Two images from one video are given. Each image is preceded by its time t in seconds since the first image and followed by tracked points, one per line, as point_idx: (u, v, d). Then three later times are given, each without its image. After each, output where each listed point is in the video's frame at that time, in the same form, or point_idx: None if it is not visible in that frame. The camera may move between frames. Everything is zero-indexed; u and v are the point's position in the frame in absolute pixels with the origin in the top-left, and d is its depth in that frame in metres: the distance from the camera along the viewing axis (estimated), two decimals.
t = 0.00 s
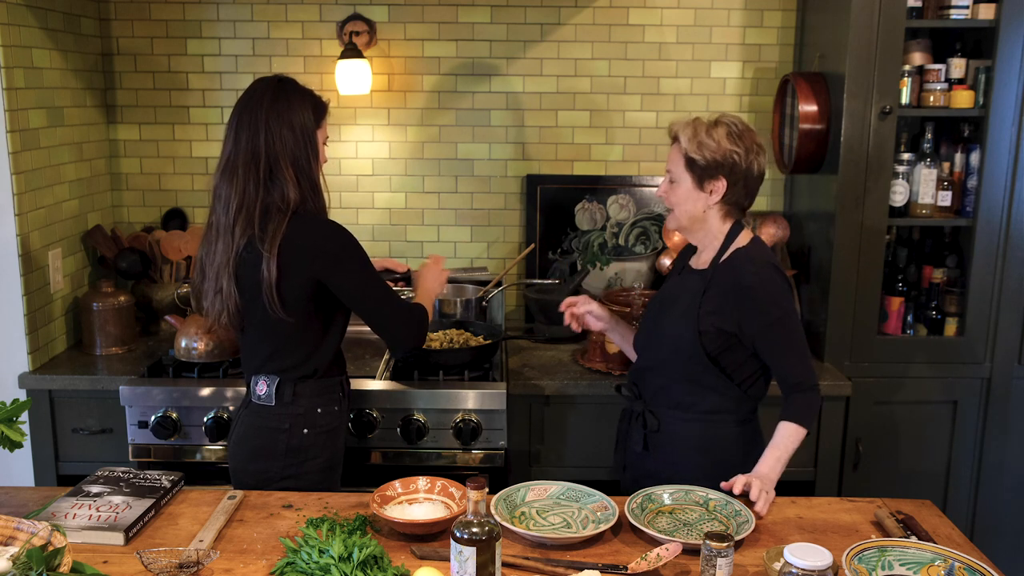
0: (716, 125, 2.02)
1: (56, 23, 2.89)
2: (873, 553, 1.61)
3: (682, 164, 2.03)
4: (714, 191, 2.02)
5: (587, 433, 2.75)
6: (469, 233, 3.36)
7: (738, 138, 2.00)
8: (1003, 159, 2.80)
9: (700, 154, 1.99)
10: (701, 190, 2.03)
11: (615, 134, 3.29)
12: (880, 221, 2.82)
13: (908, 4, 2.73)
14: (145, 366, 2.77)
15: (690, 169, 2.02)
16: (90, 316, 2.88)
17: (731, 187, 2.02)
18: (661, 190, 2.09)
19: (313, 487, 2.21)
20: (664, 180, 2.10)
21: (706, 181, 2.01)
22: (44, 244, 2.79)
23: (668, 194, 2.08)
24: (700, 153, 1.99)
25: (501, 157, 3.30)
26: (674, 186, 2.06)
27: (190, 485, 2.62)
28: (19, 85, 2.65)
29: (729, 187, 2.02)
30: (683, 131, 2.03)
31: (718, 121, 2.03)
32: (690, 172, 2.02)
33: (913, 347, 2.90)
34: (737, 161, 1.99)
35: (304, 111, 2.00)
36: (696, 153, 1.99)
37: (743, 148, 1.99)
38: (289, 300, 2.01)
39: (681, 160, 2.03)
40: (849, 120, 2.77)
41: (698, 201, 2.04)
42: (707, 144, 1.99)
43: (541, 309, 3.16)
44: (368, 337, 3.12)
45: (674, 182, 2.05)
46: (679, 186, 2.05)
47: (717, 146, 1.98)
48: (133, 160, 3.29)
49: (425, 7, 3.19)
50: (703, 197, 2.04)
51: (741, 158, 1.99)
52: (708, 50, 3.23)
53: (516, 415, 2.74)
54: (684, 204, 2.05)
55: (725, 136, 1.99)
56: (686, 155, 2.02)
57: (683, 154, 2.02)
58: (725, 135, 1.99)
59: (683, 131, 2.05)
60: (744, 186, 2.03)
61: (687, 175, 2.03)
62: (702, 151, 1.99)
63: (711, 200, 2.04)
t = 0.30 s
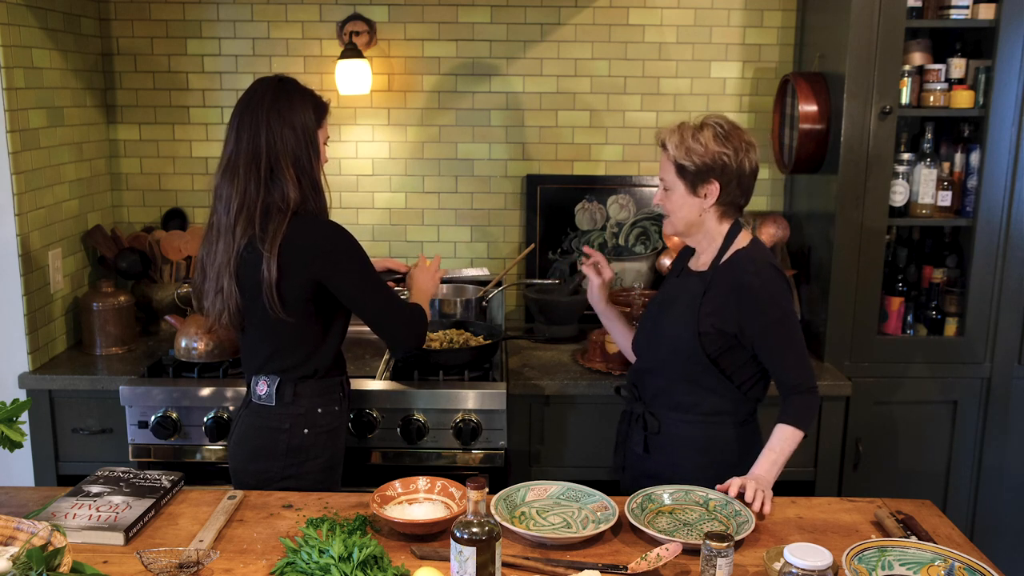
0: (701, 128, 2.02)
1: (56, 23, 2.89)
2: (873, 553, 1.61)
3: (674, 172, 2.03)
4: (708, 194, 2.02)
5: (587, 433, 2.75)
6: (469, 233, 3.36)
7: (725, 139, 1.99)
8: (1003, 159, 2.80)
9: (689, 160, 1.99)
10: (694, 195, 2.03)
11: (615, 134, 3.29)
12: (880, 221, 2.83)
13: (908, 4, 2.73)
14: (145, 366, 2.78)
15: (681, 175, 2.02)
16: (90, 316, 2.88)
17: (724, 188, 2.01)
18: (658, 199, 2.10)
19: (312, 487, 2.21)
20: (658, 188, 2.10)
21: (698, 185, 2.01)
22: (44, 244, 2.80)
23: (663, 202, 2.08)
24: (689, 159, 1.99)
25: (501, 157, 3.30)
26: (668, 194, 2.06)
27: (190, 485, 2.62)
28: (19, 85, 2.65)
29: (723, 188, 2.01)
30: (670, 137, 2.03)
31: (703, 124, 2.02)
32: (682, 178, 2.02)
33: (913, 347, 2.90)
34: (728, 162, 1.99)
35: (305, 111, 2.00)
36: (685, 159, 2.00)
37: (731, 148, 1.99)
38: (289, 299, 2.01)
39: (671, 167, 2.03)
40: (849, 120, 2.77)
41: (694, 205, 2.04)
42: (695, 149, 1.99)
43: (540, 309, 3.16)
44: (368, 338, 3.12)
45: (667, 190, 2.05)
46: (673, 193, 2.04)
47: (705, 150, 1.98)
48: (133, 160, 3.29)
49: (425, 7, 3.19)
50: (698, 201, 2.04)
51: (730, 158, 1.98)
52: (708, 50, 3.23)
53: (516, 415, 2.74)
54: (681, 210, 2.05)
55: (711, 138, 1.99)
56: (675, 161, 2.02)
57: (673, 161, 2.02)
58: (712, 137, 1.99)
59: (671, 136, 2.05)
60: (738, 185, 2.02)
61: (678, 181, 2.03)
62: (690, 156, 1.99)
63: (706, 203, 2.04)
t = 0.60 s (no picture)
0: (708, 124, 2.03)
1: (56, 23, 2.89)
2: (873, 553, 1.61)
3: (687, 166, 2.02)
4: (721, 188, 2.03)
5: (587, 433, 2.75)
6: (469, 233, 3.36)
7: (732, 133, 2.02)
8: (1003, 159, 2.80)
9: (706, 153, 1.99)
10: (708, 189, 2.03)
11: (615, 134, 3.29)
12: (880, 221, 2.83)
13: (908, 4, 2.73)
14: (145, 366, 2.77)
15: (695, 169, 2.01)
16: (90, 316, 2.88)
17: (736, 182, 2.04)
18: (663, 195, 2.06)
19: (312, 487, 2.21)
20: (662, 185, 2.07)
21: (713, 179, 2.02)
22: (44, 244, 2.79)
23: (671, 198, 2.05)
24: (707, 152, 1.99)
25: (501, 157, 3.30)
26: (679, 189, 2.04)
27: (190, 485, 2.62)
28: (18, 85, 2.65)
29: (734, 184, 2.04)
30: (681, 132, 2.02)
31: (708, 120, 2.04)
32: (696, 172, 2.01)
33: (913, 347, 2.90)
34: (739, 157, 2.01)
35: (304, 111, 2.01)
36: (702, 152, 1.99)
37: (739, 143, 2.02)
38: (289, 300, 2.01)
39: (684, 161, 2.02)
40: (849, 120, 2.77)
41: (706, 200, 2.04)
42: (709, 143, 1.99)
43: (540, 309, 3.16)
44: (368, 338, 3.12)
45: (678, 184, 2.03)
46: (686, 187, 2.03)
47: (720, 143, 1.99)
48: (133, 160, 3.29)
49: (425, 7, 3.19)
50: (711, 196, 2.04)
51: (741, 153, 2.02)
52: (708, 50, 3.23)
53: (516, 415, 2.74)
54: (693, 205, 2.04)
55: (722, 132, 2.01)
56: (689, 155, 2.01)
57: (685, 156, 2.01)
58: (722, 132, 2.01)
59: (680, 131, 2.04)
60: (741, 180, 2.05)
61: (693, 175, 2.02)
62: (707, 150, 1.99)
63: (718, 198, 2.05)
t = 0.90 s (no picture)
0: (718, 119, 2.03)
1: (56, 23, 2.89)
2: (873, 553, 1.61)
3: (702, 160, 2.00)
4: (730, 184, 2.04)
5: (587, 433, 2.75)
6: (469, 233, 3.36)
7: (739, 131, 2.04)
8: (1003, 159, 2.80)
9: (721, 148, 1.99)
10: (718, 185, 2.03)
11: (615, 134, 3.29)
12: (880, 221, 2.82)
13: (907, 4, 2.73)
14: (145, 366, 2.78)
15: (709, 164, 2.01)
16: (90, 316, 2.88)
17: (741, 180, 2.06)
18: (674, 188, 2.03)
19: (312, 487, 2.21)
20: (671, 179, 2.04)
21: (724, 175, 2.02)
22: (44, 244, 2.79)
23: (683, 192, 2.03)
24: (722, 147, 1.99)
25: (501, 157, 3.30)
26: (691, 183, 2.02)
27: (190, 485, 2.62)
28: (19, 85, 2.65)
29: (741, 180, 2.06)
30: (695, 127, 2.00)
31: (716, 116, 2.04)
32: (710, 167, 2.01)
33: (913, 347, 2.90)
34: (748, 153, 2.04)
35: (303, 111, 2.01)
36: (717, 147, 1.99)
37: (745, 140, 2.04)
38: (289, 300, 2.01)
39: (700, 155, 2.00)
40: (849, 120, 2.77)
41: (715, 196, 2.04)
42: (724, 138, 1.99)
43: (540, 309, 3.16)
44: (368, 338, 3.12)
45: (692, 178, 2.01)
46: (700, 182, 2.01)
47: (732, 139, 2.00)
48: (133, 160, 3.29)
49: (425, 7, 3.19)
50: (721, 190, 2.04)
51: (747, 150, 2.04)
52: (708, 50, 3.23)
53: (516, 415, 2.74)
54: (706, 200, 2.03)
55: (731, 129, 2.02)
56: (705, 150, 2.00)
57: (700, 150, 2.00)
58: (732, 129, 2.02)
59: (691, 126, 2.02)
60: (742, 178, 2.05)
61: (705, 170, 2.01)
62: (722, 145, 1.99)
63: (725, 194, 2.05)
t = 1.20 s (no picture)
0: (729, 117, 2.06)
1: (56, 23, 2.89)
2: (873, 553, 1.61)
3: (720, 156, 2.03)
4: (744, 181, 2.07)
5: (587, 433, 2.75)
6: (469, 233, 3.36)
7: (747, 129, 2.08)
8: (1003, 159, 2.80)
9: (739, 143, 2.02)
10: (734, 181, 2.05)
11: (615, 134, 3.29)
12: (880, 221, 2.82)
13: (908, 4, 2.73)
14: (145, 366, 2.77)
15: (726, 160, 2.03)
16: (90, 316, 2.88)
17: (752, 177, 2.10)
18: (694, 185, 2.03)
19: (311, 487, 2.21)
20: (689, 176, 2.04)
21: (740, 171, 2.05)
22: (44, 244, 2.79)
23: (702, 188, 2.03)
24: (740, 142, 2.02)
25: (501, 157, 3.30)
26: (711, 179, 2.03)
27: (190, 485, 2.62)
28: (19, 84, 2.65)
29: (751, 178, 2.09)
30: (711, 124, 2.03)
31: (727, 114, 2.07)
32: (728, 163, 2.03)
33: (913, 347, 2.90)
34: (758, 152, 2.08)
35: (303, 111, 2.01)
36: (736, 142, 2.02)
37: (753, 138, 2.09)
38: (289, 299, 2.01)
39: (717, 151, 2.02)
40: (850, 120, 2.77)
41: (732, 192, 2.06)
42: (740, 134, 2.03)
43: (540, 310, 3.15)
44: (368, 338, 3.12)
45: (711, 174, 2.02)
46: (718, 177, 2.03)
47: (747, 136, 2.04)
48: (133, 160, 3.29)
49: (425, 7, 3.19)
50: (737, 187, 2.07)
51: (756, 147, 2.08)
52: (708, 49, 3.23)
53: (516, 415, 2.74)
54: (725, 196, 2.04)
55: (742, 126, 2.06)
56: (722, 146, 2.02)
57: (719, 146, 2.02)
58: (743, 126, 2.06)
59: (707, 123, 2.04)
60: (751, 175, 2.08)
61: (724, 166, 2.03)
62: (740, 140, 2.02)
63: (739, 191, 2.08)
